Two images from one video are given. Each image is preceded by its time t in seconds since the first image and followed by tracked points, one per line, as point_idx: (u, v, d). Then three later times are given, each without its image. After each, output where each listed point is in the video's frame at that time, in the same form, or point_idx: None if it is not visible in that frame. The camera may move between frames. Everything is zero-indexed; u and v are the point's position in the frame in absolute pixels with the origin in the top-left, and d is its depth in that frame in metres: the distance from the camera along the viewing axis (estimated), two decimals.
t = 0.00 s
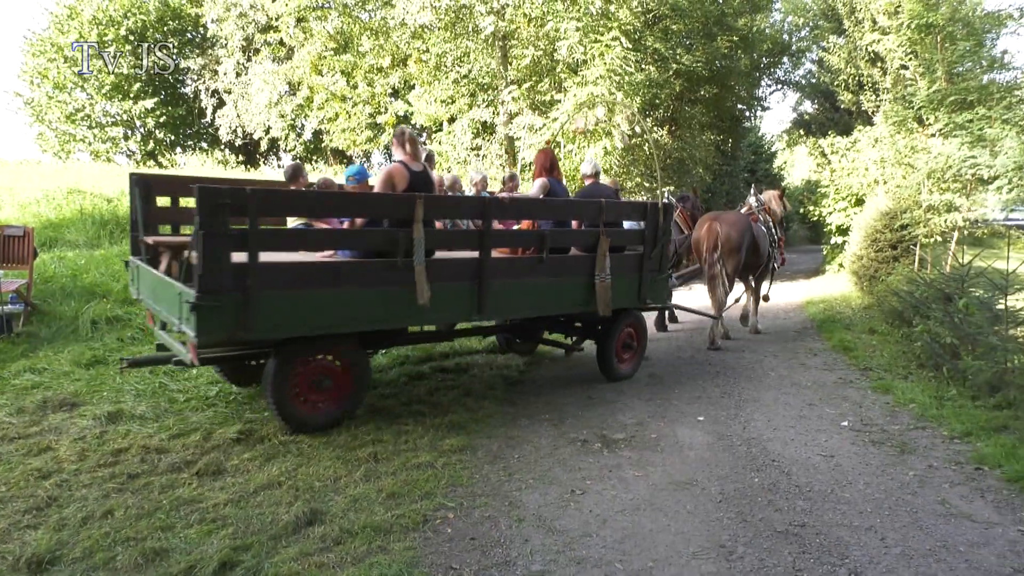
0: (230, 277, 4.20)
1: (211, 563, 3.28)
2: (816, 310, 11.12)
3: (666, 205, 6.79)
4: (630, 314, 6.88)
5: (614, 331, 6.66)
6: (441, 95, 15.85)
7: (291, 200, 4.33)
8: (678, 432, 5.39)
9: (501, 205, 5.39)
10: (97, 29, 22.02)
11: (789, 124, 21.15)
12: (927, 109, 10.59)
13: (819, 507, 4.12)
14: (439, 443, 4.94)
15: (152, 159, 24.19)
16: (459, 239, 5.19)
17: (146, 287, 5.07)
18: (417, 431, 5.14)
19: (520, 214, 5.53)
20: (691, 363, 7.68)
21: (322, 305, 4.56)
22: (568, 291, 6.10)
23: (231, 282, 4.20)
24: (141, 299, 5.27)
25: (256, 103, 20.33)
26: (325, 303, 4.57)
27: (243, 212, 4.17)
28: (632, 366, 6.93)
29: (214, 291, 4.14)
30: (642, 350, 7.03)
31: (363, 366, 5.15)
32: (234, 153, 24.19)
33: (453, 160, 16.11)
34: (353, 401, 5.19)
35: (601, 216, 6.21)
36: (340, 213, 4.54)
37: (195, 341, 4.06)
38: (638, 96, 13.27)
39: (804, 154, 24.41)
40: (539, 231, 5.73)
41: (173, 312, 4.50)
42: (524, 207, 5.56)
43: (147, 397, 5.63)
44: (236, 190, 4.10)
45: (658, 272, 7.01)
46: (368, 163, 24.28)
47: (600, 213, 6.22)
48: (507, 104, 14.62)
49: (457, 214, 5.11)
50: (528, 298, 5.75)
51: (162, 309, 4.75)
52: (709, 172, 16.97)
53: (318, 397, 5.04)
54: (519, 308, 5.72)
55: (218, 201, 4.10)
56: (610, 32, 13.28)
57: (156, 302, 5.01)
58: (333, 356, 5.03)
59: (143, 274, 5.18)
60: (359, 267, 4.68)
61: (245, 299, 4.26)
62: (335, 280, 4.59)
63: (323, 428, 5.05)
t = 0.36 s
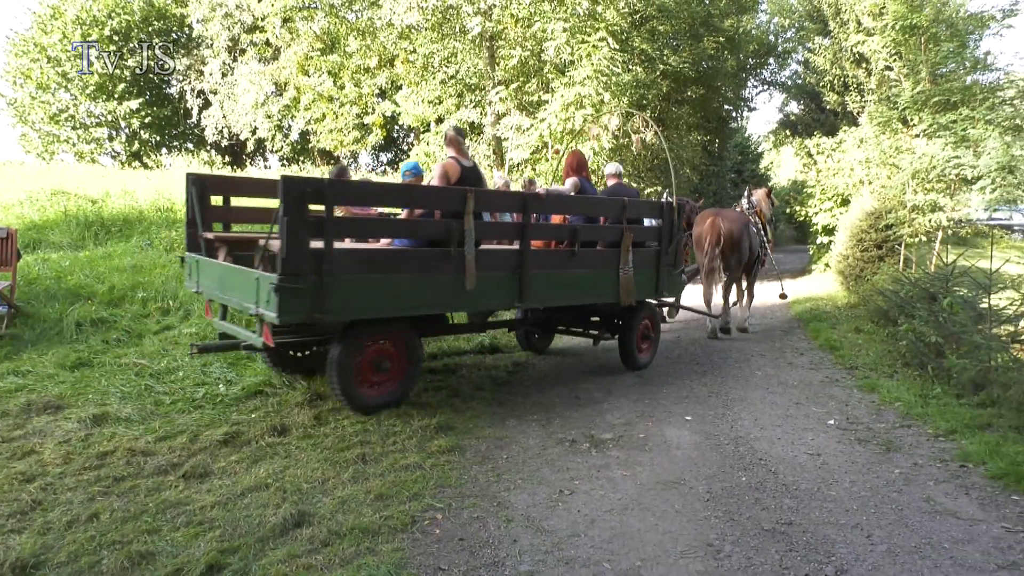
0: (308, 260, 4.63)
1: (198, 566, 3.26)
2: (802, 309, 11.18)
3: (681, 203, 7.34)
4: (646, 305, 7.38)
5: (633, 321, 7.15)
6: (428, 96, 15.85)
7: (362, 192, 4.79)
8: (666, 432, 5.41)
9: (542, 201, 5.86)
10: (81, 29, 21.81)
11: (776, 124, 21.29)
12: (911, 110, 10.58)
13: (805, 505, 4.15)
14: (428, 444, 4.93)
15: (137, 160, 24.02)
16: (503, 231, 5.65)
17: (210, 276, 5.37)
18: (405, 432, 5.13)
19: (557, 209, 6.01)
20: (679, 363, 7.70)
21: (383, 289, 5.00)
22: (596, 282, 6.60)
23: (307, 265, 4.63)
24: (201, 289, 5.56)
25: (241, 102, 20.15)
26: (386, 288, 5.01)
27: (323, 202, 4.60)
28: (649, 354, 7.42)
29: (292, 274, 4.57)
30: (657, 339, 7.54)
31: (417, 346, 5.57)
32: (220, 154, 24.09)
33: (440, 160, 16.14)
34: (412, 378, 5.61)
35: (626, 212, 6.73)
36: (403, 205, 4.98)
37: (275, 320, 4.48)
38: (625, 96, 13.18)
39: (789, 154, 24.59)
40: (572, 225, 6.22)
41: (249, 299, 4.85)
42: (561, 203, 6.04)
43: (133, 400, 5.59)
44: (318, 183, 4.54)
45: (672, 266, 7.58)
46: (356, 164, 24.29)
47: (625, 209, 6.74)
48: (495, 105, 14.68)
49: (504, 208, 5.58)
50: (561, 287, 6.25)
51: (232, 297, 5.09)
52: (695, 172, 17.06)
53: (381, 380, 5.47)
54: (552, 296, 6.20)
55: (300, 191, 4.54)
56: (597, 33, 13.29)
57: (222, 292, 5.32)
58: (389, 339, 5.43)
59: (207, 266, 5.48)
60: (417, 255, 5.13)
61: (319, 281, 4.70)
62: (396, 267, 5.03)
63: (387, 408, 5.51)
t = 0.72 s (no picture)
0: (378, 260, 4.99)
1: (184, 571, 3.24)
2: (790, 310, 11.24)
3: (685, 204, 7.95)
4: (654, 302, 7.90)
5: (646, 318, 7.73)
6: (416, 98, 15.83)
7: (424, 196, 5.16)
8: (655, 433, 5.42)
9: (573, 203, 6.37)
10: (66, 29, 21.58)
11: (763, 126, 21.39)
12: (897, 112, 10.63)
13: (792, 505, 4.17)
14: (416, 446, 4.92)
15: (122, 161, 23.82)
16: (539, 232, 6.12)
17: (268, 274, 5.69)
18: (393, 434, 5.11)
19: (586, 210, 6.50)
20: (668, 364, 7.72)
21: (438, 286, 5.38)
22: (616, 278, 7.13)
23: (378, 265, 4.99)
24: (255, 285, 5.86)
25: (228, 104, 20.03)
26: (440, 285, 5.40)
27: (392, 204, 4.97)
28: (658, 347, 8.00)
29: (364, 272, 4.91)
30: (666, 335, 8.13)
31: (460, 337, 5.99)
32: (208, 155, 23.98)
33: (428, 162, 16.13)
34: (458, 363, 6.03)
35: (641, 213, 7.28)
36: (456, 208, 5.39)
37: (350, 316, 4.79)
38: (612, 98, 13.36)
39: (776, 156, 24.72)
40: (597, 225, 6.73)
41: (315, 295, 5.19)
42: (589, 204, 6.54)
43: (119, 404, 5.54)
44: (390, 186, 4.92)
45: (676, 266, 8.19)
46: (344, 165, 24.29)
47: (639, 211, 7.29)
48: (483, 106, 14.66)
49: (539, 210, 6.05)
50: (588, 283, 6.76)
51: (295, 292, 5.42)
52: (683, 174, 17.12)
53: (433, 371, 5.90)
54: (576, 293, 6.66)
55: (374, 195, 4.88)
56: (585, 35, 13.33)
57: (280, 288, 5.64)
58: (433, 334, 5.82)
59: (263, 262, 5.78)
60: (467, 254, 5.54)
61: (385, 279, 5.04)
62: (448, 266, 5.42)
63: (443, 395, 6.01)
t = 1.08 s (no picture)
0: (439, 270, 5.37)
1: None
2: (774, 313, 11.31)
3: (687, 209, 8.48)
4: (659, 301, 8.41)
5: (650, 316, 8.17)
6: (402, 100, 15.84)
7: (480, 210, 5.55)
8: (639, 435, 5.43)
9: (598, 211, 6.83)
10: (48, 28, 21.35)
11: (747, 131, 21.54)
12: (878, 117, 10.61)
13: (775, 507, 4.19)
14: (400, 450, 4.91)
15: (105, 162, 23.58)
16: (570, 240, 6.58)
17: (320, 276, 6.03)
18: (377, 438, 5.10)
19: (609, 218, 6.97)
20: (652, 367, 7.75)
21: (486, 292, 5.80)
22: (631, 281, 7.64)
23: (438, 274, 5.38)
24: (305, 284, 6.20)
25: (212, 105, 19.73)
26: (488, 291, 5.81)
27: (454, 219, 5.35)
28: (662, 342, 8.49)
29: (426, 281, 5.29)
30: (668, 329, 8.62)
31: (498, 336, 6.32)
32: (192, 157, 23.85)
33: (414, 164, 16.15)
34: (497, 360, 6.35)
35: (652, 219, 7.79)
36: (504, 219, 5.80)
37: (413, 323, 5.19)
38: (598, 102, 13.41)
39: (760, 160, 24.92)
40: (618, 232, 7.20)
41: (374, 300, 5.57)
42: (612, 212, 7.02)
43: (98, 407, 5.48)
44: (454, 202, 5.30)
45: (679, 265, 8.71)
46: (329, 167, 24.35)
47: (650, 216, 7.79)
48: (469, 109, 14.65)
49: (571, 218, 6.49)
50: (610, 286, 7.25)
51: (350, 295, 5.78)
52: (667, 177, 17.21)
53: (475, 371, 6.23)
54: (598, 295, 7.14)
55: (438, 211, 5.25)
56: (571, 38, 13.42)
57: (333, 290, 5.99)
58: (473, 336, 6.12)
59: (314, 264, 6.11)
60: (510, 262, 5.97)
61: (442, 287, 5.43)
62: (494, 273, 5.84)
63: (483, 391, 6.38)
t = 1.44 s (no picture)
0: (481, 271, 5.73)
1: None
2: (755, 313, 11.38)
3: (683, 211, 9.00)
4: (657, 296, 8.86)
5: (651, 311, 8.64)
6: (384, 101, 15.80)
7: (517, 214, 5.96)
8: (621, 436, 5.44)
9: (611, 214, 7.27)
10: (24, 28, 21.06)
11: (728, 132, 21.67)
12: (856, 120, 10.59)
13: (756, 507, 4.22)
14: (382, 452, 4.88)
15: (82, 162, 23.29)
16: (587, 241, 7.01)
17: (362, 273, 6.32)
18: (358, 440, 5.07)
19: (620, 220, 7.42)
20: (634, 368, 7.77)
21: (518, 290, 6.20)
22: (636, 278, 8.10)
23: (480, 274, 5.74)
24: (342, 281, 6.48)
25: (191, 105, 19.58)
26: (521, 290, 6.22)
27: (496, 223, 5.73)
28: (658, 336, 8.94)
29: (471, 281, 5.67)
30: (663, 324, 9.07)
31: (523, 331, 6.67)
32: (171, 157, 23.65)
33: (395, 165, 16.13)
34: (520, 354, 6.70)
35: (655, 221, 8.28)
36: (534, 222, 6.20)
37: (459, 319, 5.58)
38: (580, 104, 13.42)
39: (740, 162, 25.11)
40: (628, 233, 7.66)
41: (418, 296, 5.94)
42: (623, 214, 7.48)
43: (74, 411, 5.40)
44: (498, 208, 5.69)
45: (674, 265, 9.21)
46: (310, 168, 24.27)
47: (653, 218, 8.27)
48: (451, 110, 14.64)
49: (588, 220, 6.92)
50: (619, 284, 7.70)
51: (392, 292, 6.14)
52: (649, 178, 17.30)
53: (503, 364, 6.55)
54: (610, 292, 7.57)
55: (483, 215, 5.62)
56: (553, 40, 13.45)
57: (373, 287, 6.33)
58: (502, 332, 6.44)
59: (353, 262, 6.41)
60: (539, 262, 6.38)
61: (484, 286, 5.83)
62: (525, 272, 6.23)
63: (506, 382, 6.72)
